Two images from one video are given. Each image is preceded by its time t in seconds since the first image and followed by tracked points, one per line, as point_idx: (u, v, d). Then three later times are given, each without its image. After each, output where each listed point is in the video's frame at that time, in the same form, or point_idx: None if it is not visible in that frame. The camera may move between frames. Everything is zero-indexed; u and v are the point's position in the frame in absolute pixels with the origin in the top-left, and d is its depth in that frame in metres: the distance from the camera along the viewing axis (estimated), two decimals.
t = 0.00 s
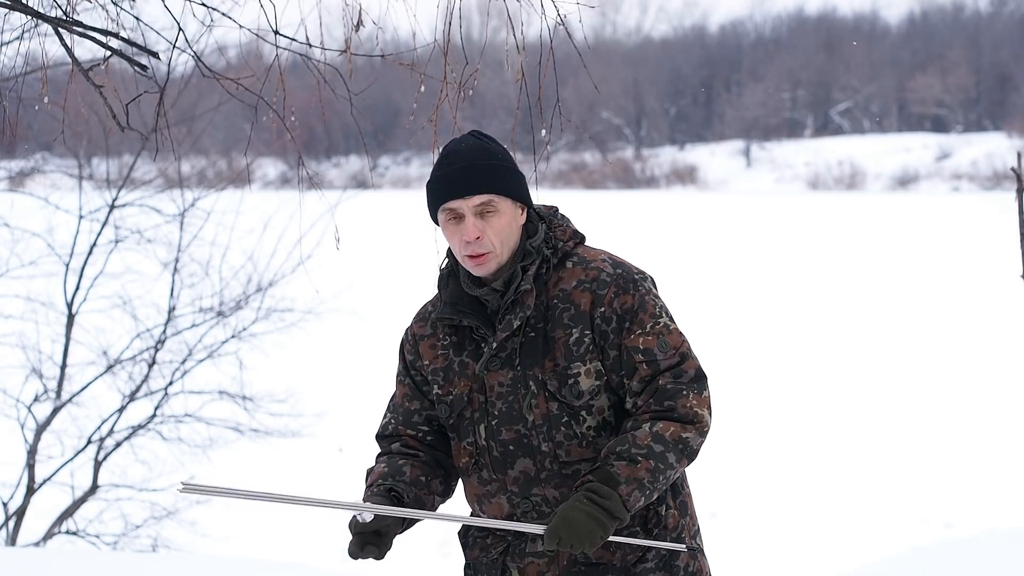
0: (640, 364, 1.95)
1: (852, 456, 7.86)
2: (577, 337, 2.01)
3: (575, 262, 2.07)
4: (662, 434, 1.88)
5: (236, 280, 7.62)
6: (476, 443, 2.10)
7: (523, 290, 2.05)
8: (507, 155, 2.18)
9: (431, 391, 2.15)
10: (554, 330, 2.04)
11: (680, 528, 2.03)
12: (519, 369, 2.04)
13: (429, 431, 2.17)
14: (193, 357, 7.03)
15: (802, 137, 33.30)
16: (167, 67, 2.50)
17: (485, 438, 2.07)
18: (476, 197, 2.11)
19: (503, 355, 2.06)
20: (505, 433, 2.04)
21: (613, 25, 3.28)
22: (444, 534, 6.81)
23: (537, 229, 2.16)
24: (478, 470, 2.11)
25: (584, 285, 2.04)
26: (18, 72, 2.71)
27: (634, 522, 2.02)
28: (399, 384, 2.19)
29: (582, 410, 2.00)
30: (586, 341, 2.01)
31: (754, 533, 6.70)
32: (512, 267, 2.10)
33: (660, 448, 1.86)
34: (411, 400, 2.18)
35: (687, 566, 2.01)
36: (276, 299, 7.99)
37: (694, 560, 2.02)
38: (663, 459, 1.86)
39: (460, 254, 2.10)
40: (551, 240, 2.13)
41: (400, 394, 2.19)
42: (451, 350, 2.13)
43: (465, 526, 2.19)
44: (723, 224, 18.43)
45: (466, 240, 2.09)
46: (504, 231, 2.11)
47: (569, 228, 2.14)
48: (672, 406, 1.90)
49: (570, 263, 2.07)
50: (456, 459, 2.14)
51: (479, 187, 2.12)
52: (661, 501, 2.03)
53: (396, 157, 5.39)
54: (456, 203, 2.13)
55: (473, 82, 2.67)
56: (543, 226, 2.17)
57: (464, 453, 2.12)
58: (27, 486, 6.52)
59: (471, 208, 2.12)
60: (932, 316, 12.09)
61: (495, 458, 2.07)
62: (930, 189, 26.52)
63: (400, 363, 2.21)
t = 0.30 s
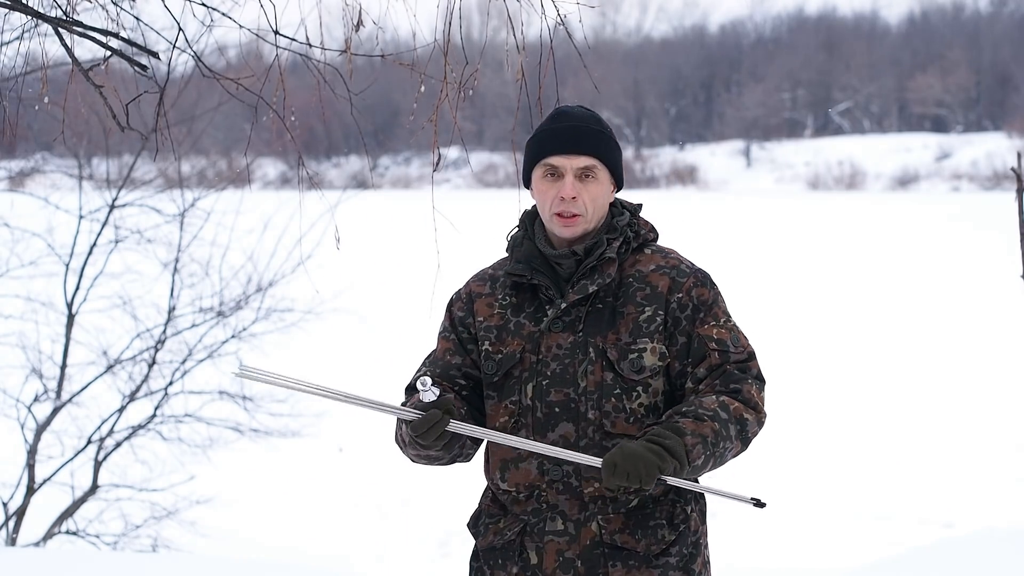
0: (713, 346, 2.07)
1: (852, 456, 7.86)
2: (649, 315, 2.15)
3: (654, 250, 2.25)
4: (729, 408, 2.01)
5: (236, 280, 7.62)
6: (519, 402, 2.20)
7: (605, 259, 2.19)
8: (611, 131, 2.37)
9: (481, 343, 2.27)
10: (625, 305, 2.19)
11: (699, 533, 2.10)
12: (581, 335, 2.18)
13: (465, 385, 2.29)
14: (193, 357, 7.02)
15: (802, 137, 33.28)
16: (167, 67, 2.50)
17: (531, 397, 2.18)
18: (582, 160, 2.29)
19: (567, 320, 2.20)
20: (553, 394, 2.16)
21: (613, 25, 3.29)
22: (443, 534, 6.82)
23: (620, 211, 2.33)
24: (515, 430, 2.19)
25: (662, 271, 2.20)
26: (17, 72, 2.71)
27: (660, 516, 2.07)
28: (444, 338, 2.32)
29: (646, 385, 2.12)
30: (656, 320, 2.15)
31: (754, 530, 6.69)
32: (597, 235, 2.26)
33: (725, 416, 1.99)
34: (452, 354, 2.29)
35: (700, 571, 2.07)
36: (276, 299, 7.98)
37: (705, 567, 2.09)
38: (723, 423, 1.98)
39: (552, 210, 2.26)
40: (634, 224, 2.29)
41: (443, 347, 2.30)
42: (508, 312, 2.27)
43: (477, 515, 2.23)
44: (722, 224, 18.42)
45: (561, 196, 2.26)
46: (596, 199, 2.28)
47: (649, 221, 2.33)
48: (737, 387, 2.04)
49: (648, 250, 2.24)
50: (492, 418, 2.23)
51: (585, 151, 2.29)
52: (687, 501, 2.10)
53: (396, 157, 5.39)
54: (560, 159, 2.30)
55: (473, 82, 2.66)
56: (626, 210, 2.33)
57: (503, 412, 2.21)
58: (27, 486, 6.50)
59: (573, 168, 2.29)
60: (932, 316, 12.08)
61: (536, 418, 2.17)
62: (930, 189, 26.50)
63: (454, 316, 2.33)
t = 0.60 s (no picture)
0: (751, 352, 2.09)
1: (852, 456, 7.84)
2: (691, 319, 2.13)
3: (695, 259, 2.22)
4: (769, 397, 2.05)
5: (236, 280, 7.61)
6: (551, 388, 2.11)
7: (654, 258, 2.14)
8: (667, 137, 2.31)
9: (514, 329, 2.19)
10: (666, 307, 2.15)
11: (714, 536, 2.07)
12: (621, 329, 2.13)
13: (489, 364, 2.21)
14: (193, 357, 7.02)
15: (802, 137, 33.29)
16: (166, 67, 2.50)
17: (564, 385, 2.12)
18: (638, 163, 2.21)
19: (606, 314, 2.14)
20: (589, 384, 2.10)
21: (613, 25, 3.28)
22: (443, 534, 6.81)
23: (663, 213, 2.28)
24: (544, 417, 2.09)
25: (703, 276, 2.17)
26: (17, 72, 2.71)
27: (681, 516, 2.03)
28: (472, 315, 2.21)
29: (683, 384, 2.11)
30: (697, 324, 2.12)
31: (756, 530, 6.68)
32: (645, 236, 2.20)
33: (766, 401, 2.02)
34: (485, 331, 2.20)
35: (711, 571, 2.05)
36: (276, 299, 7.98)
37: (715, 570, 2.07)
38: (765, 408, 2.02)
39: (602, 208, 2.19)
40: (679, 231, 2.23)
41: (472, 324, 2.21)
42: (544, 299, 2.19)
43: (487, 508, 2.11)
44: (722, 224, 18.42)
45: (613, 196, 2.18)
46: (647, 204, 2.20)
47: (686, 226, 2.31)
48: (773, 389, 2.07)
49: (687, 256, 2.21)
50: (518, 405, 2.11)
51: (642, 154, 2.23)
52: (706, 504, 2.08)
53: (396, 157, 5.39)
54: (617, 159, 2.22)
55: (474, 82, 2.66)
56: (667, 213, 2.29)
57: (534, 399, 2.10)
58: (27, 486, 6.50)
59: (628, 170, 2.21)
60: (933, 316, 12.09)
61: (569, 408, 2.08)
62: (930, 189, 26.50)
63: (485, 296, 2.24)
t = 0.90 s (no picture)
0: (752, 353, 2.11)
1: (852, 457, 7.84)
2: (702, 320, 2.13)
3: (704, 261, 2.22)
4: (761, 394, 2.05)
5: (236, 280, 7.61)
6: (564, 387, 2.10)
7: (669, 258, 2.14)
8: (681, 137, 2.31)
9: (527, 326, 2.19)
10: (677, 309, 2.14)
11: (722, 535, 2.08)
12: (633, 328, 2.14)
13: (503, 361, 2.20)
14: (193, 357, 7.02)
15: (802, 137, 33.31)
16: (166, 67, 2.50)
17: (577, 382, 2.10)
18: (653, 162, 2.21)
19: (619, 312, 2.14)
20: (602, 381, 2.09)
21: (614, 25, 3.28)
22: (443, 534, 6.81)
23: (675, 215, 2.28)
24: (556, 415, 2.08)
25: (713, 278, 2.17)
26: (18, 72, 2.71)
27: (691, 516, 2.03)
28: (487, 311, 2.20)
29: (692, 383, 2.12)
30: (707, 324, 2.13)
31: (756, 530, 6.68)
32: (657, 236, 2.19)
33: (757, 397, 2.03)
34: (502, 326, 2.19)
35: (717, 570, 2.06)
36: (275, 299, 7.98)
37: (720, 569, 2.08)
38: (755, 402, 2.02)
39: (616, 207, 2.19)
40: (690, 232, 2.23)
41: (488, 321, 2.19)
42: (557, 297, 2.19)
43: (494, 506, 2.10)
44: (723, 224, 18.42)
45: (627, 195, 2.18)
46: (660, 204, 2.21)
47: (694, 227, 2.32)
48: (769, 389, 2.09)
49: (696, 258, 2.21)
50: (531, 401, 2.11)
51: (657, 154, 2.23)
52: (714, 503, 2.08)
53: (396, 157, 5.40)
54: (632, 158, 2.22)
55: (474, 82, 2.66)
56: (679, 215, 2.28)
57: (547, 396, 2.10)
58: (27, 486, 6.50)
59: (642, 169, 2.21)
60: (933, 315, 12.09)
61: (582, 406, 2.08)
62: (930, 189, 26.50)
63: (499, 293, 2.24)
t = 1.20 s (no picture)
0: (751, 354, 2.09)
1: (851, 457, 7.84)
2: (700, 318, 2.13)
3: (703, 259, 2.22)
4: (759, 402, 2.00)
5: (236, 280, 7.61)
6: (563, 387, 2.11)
7: (665, 258, 2.14)
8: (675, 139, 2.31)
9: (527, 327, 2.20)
10: (676, 308, 2.15)
11: (722, 534, 2.08)
12: (632, 328, 2.14)
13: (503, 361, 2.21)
14: (193, 357, 7.02)
15: (802, 137, 33.31)
16: (166, 67, 2.49)
17: (577, 382, 2.09)
18: (645, 164, 2.21)
19: (617, 312, 2.15)
20: (601, 380, 2.09)
21: (614, 25, 3.27)
22: (443, 534, 6.81)
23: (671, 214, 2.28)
24: (555, 415, 2.08)
25: (712, 277, 2.17)
26: (17, 72, 2.70)
27: (692, 515, 2.04)
28: (489, 312, 2.20)
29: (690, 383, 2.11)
30: (705, 324, 2.13)
31: (755, 529, 6.68)
32: (654, 236, 2.19)
33: (755, 406, 1.98)
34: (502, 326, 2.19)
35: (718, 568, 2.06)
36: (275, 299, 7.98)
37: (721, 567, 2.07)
38: (752, 412, 1.97)
39: (611, 210, 2.18)
40: (687, 230, 2.23)
41: (490, 321, 2.19)
42: (557, 298, 2.20)
43: (495, 507, 2.10)
44: (722, 224, 18.42)
45: (620, 197, 2.17)
46: (654, 205, 2.20)
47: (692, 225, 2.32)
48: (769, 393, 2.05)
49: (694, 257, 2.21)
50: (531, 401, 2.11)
51: (650, 154, 2.22)
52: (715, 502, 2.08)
53: (395, 157, 5.41)
54: (623, 161, 2.21)
55: (474, 82, 2.65)
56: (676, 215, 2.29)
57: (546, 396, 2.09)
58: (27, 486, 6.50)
59: (634, 171, 2.20)
60: (932, 316, 12.10)
61: (581, 406, 2.08)
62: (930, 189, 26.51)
63: (497, 295, 2.24)
